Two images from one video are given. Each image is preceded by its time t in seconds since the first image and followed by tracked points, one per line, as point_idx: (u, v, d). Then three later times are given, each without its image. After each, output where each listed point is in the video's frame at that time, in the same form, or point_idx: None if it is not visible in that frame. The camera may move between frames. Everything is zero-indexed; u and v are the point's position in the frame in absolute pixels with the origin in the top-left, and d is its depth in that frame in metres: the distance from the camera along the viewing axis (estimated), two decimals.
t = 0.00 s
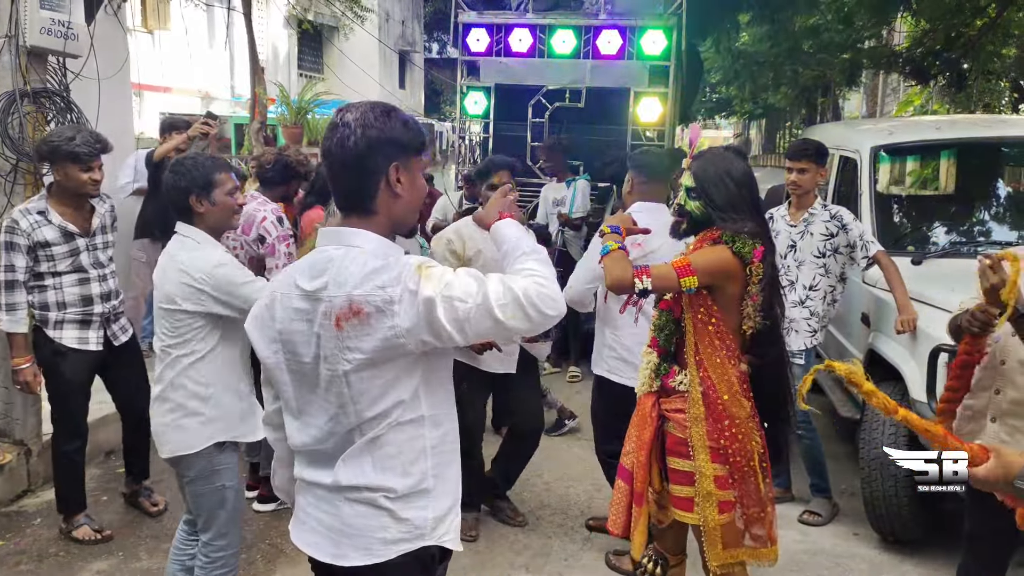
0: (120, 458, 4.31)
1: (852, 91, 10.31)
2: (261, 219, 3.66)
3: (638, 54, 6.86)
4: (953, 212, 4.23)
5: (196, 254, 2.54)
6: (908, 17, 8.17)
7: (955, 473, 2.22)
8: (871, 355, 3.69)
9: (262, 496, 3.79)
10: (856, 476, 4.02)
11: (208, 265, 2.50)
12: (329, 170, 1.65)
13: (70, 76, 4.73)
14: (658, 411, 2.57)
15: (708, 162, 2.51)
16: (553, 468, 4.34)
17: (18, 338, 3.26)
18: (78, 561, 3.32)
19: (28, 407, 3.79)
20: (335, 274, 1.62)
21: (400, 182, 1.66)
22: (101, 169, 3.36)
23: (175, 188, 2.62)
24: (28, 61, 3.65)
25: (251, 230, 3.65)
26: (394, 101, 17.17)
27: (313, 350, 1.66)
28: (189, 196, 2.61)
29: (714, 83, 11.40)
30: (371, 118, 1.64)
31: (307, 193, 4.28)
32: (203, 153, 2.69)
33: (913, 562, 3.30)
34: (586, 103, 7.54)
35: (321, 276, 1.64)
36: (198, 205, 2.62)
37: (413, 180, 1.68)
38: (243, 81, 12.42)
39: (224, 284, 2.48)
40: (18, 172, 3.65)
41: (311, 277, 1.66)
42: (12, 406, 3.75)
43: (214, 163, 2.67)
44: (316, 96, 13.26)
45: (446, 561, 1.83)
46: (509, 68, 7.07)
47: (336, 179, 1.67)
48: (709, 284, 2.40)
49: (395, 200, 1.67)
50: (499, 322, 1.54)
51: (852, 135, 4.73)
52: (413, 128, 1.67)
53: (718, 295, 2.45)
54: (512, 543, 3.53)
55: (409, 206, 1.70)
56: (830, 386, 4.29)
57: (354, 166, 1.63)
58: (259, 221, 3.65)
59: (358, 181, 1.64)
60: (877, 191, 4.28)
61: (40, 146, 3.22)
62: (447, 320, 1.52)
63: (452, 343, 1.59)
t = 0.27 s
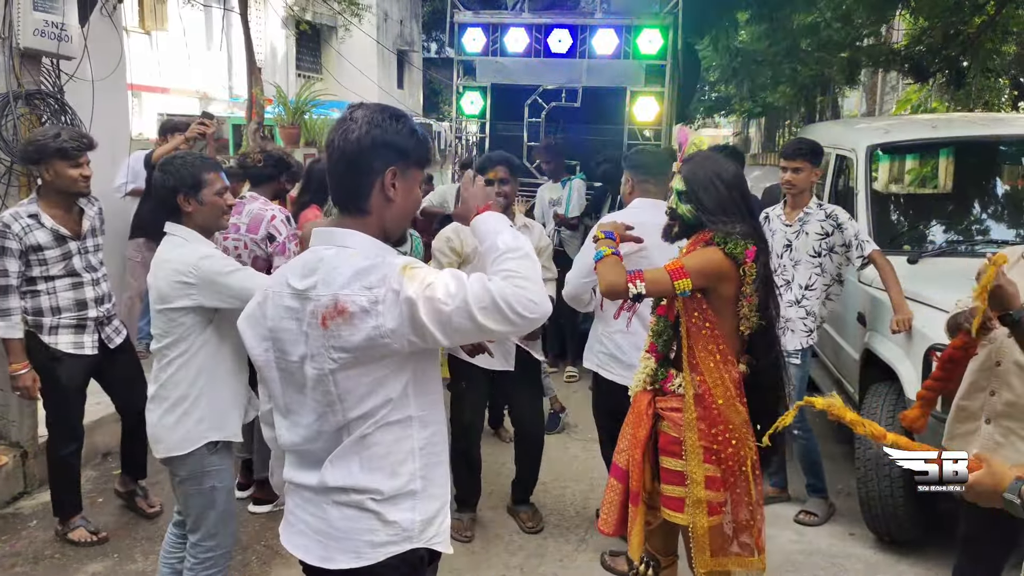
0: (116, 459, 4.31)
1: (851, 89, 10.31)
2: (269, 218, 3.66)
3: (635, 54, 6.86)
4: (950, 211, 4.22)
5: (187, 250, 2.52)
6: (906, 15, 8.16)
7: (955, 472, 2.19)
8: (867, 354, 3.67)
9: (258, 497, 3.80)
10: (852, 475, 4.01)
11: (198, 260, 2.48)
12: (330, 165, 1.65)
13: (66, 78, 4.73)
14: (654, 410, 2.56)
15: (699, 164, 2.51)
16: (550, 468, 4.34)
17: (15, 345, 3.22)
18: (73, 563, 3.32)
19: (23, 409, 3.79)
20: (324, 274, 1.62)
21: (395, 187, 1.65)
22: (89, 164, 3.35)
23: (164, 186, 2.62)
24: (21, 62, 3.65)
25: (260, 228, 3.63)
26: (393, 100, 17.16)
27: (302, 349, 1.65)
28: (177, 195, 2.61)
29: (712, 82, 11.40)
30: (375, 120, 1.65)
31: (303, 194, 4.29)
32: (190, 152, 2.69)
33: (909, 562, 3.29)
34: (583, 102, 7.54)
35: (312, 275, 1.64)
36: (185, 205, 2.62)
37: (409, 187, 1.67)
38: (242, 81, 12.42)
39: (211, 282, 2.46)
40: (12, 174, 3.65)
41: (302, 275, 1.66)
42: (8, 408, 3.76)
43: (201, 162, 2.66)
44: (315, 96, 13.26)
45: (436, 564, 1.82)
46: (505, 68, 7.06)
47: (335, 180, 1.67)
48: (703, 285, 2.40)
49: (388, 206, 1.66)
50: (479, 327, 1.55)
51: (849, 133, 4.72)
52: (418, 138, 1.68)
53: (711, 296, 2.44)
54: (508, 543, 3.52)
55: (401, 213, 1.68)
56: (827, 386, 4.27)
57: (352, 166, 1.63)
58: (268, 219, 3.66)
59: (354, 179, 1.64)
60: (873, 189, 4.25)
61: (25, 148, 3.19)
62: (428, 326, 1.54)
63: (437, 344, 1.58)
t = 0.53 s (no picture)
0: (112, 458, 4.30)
1: (851, 90, 10.32)
2: (256, 219, 3.66)
3: (634, 54, 6.85)
4: (948, 212, 4.22)
5: (184, 257, 2.52)
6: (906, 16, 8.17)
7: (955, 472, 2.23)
8: (864, 355, 3.67)
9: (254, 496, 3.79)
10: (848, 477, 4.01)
11: (193, 272, 2.48)
12: (348, 162, 1.68)
13: (64, 76, 4.73)
14: (644, 413, 2.57)
15: (697, 165, 2.50)
16: (547, 468, 4.33)
17: (25, 344, 3.21)
18: (69, 562, 3.32)
19: (20, 407, 3.79)
20: (321, 265, 1.63)
21: (409, 194, 1.67)
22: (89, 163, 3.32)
23: (173, 187, 2.62)
24: (19, 60, 3.65)
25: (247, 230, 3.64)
26: (393, 99, 17.13)
27: (293, 343, 1.65)
28: (184, 197, 2.61)
29: (713, 82, 11.41)
30: (400, 125, 1.68)
31: (301, 193, 4.28)
32: (201, 154, 2.68)
33: (906, 563, 3.29)
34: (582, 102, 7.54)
35: (310, 267, 1.65)
36: (191, 206, 2.61)
37: (424, 191, 1.70)
38: (241, 80, 12.41)
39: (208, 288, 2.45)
40: (9, 172, 3.65)
41: (302, 267, 1.67)
42: (4, 406, 3.75)
43: (214, 165, 2.67)
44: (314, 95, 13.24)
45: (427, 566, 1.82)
46: (505, 68, 7.05)
47: (352, 181, 1.69)
48: (711, 293, 2.39)
49: (401, 210, 1.68)
50: (470, 307, 1.53)
51: (847, 134, 4.72)
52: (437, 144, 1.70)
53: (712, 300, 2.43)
54: (504, 543, 3.52)
55: (411, 219, 1.71)
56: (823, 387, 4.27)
57: (370, 170, 1.65)
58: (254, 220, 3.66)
59: (371, 179, 1.66)
60: (871, 190, 4.24)
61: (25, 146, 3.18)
62: (418, 307, 1.52)
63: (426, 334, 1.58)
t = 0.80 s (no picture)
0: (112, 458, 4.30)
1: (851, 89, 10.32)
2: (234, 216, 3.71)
3: (633, 53, 6.85)
4: (948, 210, 4.22)
5: (190, 254, 2.49)
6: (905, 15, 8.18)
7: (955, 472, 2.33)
8: (864, 354, 3.67)
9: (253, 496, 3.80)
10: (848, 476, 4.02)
11: (196, 269, 2.43)
12: (359, 164, 1.68)
13: (63, 76, 4.74)
14: (640, 414, 2.57)
15: (693, 164, 2.48)
16: (547, 467, 4.33)
17: (40, 341, 3.23)
18: (69, 562, 3.32)
19: (20, 407, 3.80)
20: (324, 262, 1.64)
21: (418, 198, 1.68)
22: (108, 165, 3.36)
23: (184, 183, 2.60)
24: (17, 61, 3.65)
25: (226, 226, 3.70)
26: (393, 99, 17.13)
27: (296, 341, 1.65)
28: (196, 195, 2.60)
29: (713, 81, 11.41)
30: (412, 130, 1.69)
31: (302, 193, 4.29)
32: (216, 154, 2.67)
33: (905, 562, 3.29)
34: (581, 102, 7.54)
35: (313, 266, 1.66)
36: (202, 205, 2.61)
37: (432, 196, 1.70)
38: (241, 80, 12.40)
39: (211, 297, 2.40)
40: (8, 172, 3.65)
41: (304, 266, 1.68)
42: (4, 407, 3.75)
43: (225, 164, 2.65)
44: (314, 94, 13.25)
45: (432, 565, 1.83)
46: (504, 67, 7.03)
47: (360, 187, 1.69)
48: (700, 291, 2.40)
49: (411, 212, 1.69)
50: (473, 296, 1.54)
51: (846, 134, 4.72)
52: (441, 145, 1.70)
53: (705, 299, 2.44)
54: (502, 542, 3.53)
55: (418, 223, 1.71)
56: (823, 387, 4.28)
57: (378, 176, 1.66)
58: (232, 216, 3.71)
59: (379, 182, 1.66)
60: (869, 189, 4.25)
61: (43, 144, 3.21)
62: (424, 297, 1.54)
63: (431, 327, 1.60)
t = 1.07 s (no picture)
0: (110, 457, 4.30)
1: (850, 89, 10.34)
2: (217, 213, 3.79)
3: (632, 53, 6.85)
4: (946, 211, 4.22)
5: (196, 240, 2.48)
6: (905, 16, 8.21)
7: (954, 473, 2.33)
8: (863, 354, 3.66)
9: (250, 493, 3.81)
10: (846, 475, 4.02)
11: (205, 248, 2.42)
12: (352, 166, 1.65)
13: (61, 75, 4.74)
14: (639, 412, 2.56)
15: (685, 166, 2.49)
16: (545, 466, 4.34)
17: (55, 336, 3.24)
18: (67, 561, 3.32)
19: (18, 406, 3.80)
20: (325, 262, 1.65)
21: (416, 195, 1.69)
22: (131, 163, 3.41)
23: (179, 182, 2.60)
24: (17, 60, 3.65)
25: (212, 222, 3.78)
26: (393, 99, 17.15)
27: (300, 341, 1.66)
28: (191, 191, 2.59)
29: (713, 81, 11.43)
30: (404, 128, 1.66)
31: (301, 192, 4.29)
32: (205, 150, 2.66)
33: (904, 562, 3.29)
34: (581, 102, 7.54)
35: (315, 266, 1.67)
36: (199, 200, 2.60)
37: (427, 189, 1.71)
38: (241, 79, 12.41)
39: (224, 266, 2.40)
40: (7, 171, 3.65)
41: (306, 266, 1.69)
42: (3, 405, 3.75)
43: (218, 159, 2.65)
44: (314, 93, 13.25)
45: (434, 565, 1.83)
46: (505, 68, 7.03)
47: (356, 186, 1.68)
48: (696, 290, 2.40)
49: (409, 208, 1.70)
50: (476, 285, 1.55)
51: (844, 134, 4.72)
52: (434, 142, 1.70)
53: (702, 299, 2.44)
54: (500, 541, 3.53)
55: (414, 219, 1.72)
56: (822, 386, 4.28)
57: (376, 175, 1.65)
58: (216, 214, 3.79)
59: (375, 183, 1.66)
60: (868, 189, 4.25)
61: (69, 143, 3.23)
62: (426, 290, 1.55)
63: (434, 320, 1.61)
